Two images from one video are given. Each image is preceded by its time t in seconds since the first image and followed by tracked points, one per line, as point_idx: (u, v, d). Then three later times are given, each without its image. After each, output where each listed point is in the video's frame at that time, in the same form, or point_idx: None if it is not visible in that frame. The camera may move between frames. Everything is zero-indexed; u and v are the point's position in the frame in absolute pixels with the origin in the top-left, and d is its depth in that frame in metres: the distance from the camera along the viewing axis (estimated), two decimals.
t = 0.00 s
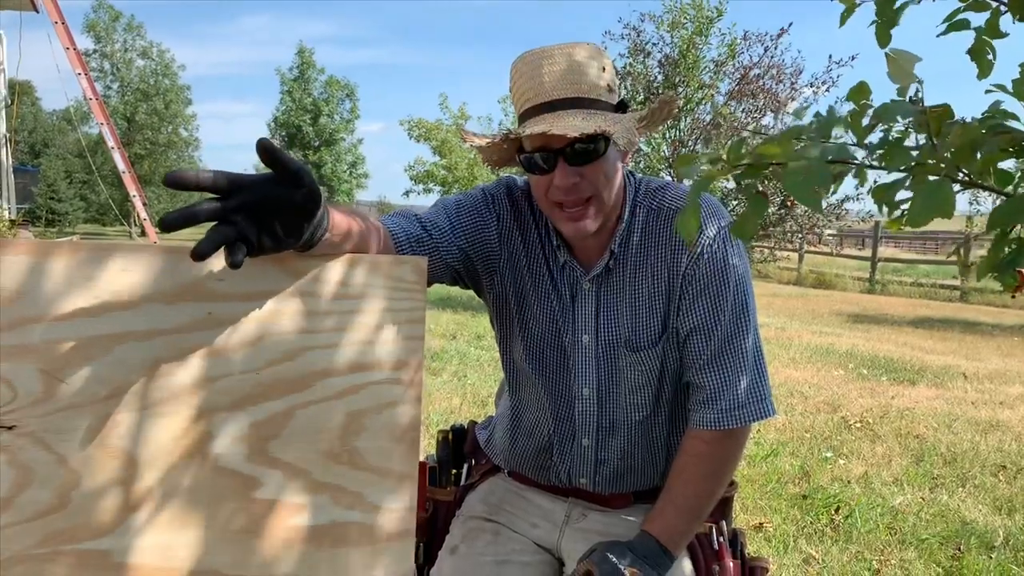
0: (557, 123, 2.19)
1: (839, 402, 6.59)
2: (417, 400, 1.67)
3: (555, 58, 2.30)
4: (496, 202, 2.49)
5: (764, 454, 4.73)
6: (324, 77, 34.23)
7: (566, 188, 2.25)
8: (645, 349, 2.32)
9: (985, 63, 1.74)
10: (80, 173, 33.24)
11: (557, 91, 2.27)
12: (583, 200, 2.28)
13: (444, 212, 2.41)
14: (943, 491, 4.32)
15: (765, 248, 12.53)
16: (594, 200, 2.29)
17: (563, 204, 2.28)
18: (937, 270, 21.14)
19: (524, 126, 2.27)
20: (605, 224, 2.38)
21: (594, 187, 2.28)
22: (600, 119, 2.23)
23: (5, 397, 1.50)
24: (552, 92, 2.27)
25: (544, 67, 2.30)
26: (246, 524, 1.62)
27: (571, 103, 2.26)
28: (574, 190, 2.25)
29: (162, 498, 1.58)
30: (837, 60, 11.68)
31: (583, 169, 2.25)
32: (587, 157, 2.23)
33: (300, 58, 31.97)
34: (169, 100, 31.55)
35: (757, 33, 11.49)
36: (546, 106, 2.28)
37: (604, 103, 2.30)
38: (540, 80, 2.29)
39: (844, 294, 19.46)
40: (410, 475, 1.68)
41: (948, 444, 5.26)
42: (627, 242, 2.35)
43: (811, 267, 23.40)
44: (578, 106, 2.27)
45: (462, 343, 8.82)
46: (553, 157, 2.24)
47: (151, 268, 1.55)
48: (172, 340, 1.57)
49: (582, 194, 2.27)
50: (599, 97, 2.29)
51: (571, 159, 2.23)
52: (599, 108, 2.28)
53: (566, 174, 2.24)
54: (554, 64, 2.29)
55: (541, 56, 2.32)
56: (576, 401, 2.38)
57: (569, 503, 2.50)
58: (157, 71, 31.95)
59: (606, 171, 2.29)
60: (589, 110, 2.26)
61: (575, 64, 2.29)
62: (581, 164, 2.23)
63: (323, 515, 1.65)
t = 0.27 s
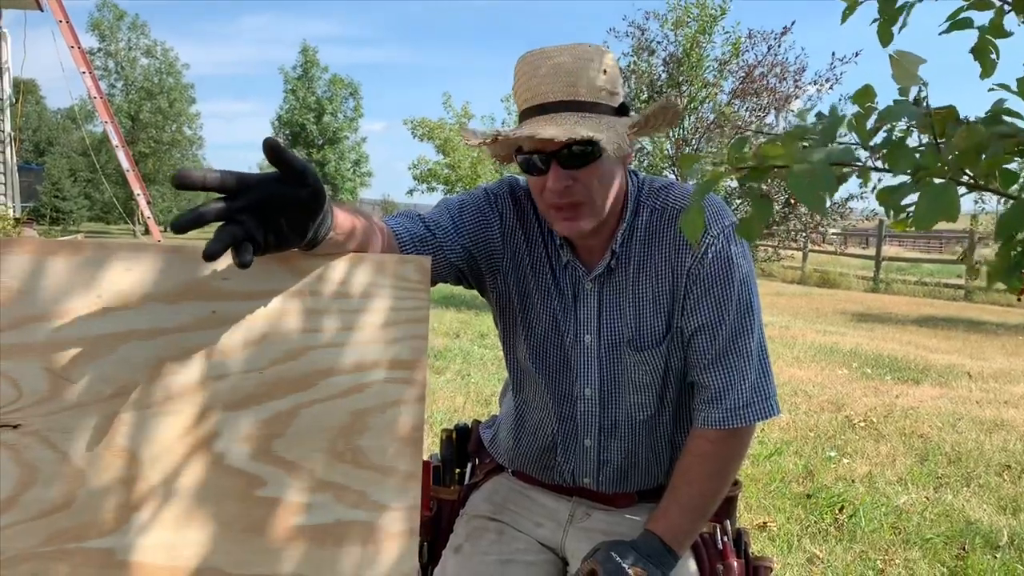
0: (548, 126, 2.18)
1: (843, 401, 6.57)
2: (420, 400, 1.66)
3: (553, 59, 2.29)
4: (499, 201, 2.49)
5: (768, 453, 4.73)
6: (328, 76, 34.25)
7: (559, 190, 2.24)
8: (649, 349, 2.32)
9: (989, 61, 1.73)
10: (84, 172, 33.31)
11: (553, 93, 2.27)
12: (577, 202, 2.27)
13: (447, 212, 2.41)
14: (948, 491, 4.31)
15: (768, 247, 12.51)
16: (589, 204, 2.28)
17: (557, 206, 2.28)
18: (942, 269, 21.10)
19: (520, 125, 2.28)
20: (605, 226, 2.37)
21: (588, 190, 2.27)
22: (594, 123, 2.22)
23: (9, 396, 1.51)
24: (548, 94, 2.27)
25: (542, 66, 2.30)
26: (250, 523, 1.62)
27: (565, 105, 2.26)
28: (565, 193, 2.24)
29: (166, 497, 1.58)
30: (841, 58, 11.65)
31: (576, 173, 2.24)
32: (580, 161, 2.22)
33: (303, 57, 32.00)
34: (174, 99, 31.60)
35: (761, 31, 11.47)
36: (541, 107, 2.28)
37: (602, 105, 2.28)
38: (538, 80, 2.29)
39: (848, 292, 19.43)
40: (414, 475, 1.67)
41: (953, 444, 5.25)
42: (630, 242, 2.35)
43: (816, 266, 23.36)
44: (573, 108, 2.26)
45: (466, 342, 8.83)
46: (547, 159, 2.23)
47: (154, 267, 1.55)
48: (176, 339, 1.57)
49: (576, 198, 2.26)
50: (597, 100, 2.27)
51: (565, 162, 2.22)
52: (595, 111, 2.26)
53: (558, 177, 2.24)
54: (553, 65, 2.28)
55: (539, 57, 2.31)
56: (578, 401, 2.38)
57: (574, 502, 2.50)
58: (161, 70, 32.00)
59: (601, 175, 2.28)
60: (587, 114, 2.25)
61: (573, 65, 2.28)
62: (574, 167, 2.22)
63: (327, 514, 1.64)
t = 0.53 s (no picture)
0: (532, 135, 2.16)
1: (848, 400, 6.57)
2: (427, 398, 1.66)
3: (550, 63, 2.26)
4: (504, 198, 2.49)
5: (772, 453, 4.72)
6: (332, 74, 34.26)
7: (545, 195, 2.24)
8: (647, 354, 2.32)
9: (998, 60, 1.73)
10: (89, 170, 33.35)
11: (546, 98, 2.24)
12: (564, 208, 2.26)
13: (453, 208, 2.41)
14: (953, 491, 4.31)
15: (773, 246, 12.49)
16: (575, 210, 2.27)
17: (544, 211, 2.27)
18: (946, 268, 21.07)
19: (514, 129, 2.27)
20: (596, 234, 2.37)
21: (573, 199, 2.26)
22: (580, 132, 2.19)
23: (15, 393, 1.50)
24: (541, 98, 2.25)
25: (540, 69, 2.28)
26: (256, 521, 1.62)
27: (557, 111, 2.23)
28: (547, 199, 2.24)
29: (171, 495, 1.58)
30: (845, 57, 11.63)
31: (561, 181, 2.22)
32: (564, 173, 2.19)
33: (307, 56, 32.01)
34: (178, 97, 31.63)
35: (765, 30, 11.45)
36: (534, 111, 2.27)
37: (597, 112, 2.24)
38: (535, 84, 2.27)
39: (852, 292, 19.41)
40: (419, 473, 1.67)
41: (957, 444, 5.24)
42: (633, 249, 2.34)
43: (820, 265, 23.32)
44: (565, 115, 2.24)
45: (469, 341, 8.83)
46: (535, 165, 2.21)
47: (161, 265, 1.55)
48: (182, 337, 1.57)
49: (560, 205, 2.25)
50: (591, 107, 2.23)
51: (549, 172, 2.19)
52: (585, 119, 2.23)
53: (542, 182, 2.22)
54: (550, 69, 2.26)
55: (538, 60, 2.29)
56: (574, 403, 2.37)
57: (579, 500, 2.50)
58: (166, 68, 32.02)
59: (588, 183, 2.26)
60: (580, 123, 2.22)
61: (569, 70, 2.25)
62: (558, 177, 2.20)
63: (333, 512, 1.65)
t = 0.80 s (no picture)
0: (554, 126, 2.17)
1: (852, 400, 6.55)
2: (432, 395, 1.66)
3: (562, 56, 2.26)
4: (508, 197, 2.49)
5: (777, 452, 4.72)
6: (336, 72, 34.27)
7: (566, 189, 2.24)
8: (657, 353, 2.32)
9: (1005, 58, 1.73)
10: (93, 167, 33.38)
11: (559, 91, 2.25)
12: (583, 201, 2.27)
13: (456, 206, 2.41)
14: (958, 491, 4.30)
15: (777, 245, 12.47)
16: (595, 203, 2.28)
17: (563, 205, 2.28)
18: (951, 268, 21.03)
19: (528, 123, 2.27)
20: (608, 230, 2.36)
21: (591, 191, 2.26)
22: (597, 124, 2.20)
23: (21, 389, 1.50)
24: (554, 91, 2.25)
25: (551, 62, 2.27)
26: (262, 518, 1.62)
27: (573, 104, 2.24)
28: (566, 193, 2.24)
29: (177, 492, 1.59)
30: (850, 56, 11.59)
31: (580, 173, 2.23)
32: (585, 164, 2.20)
33: (312, 54, 32.02)
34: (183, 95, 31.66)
35: (770, 28, 11.44)
36: (547, 105, 2.27)
37: (610, 104, 2.26)
38: (546, 78, 2.27)
39: (856, 291, 19.37)
40: (424, 470, 1.67)
41: (962, 444, 5.23)
42: (640, 249, 2.36)
43: (824, 264, 23.28)
44: (579, 107, 2.24)
45: (473, 339, 8.82)
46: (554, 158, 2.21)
47: (167, 262, 1.55)
48: (188, 334, 1.57)
49: (578, 198, 2.26)
50: (604, 99, 2.25)
51: (570, 164, 2.20)
52: (601, 110, 2.24)
53: (561, 176, 2.23)
54: (561, 63, 2.26)
55: (550, 52, 2.29)
56: (582, 402, 2.37)
57: (585, 498, 2.49)
58: (170, 65, 32.05)
59: (606, 175, 2.27)
60: (597, 114, 2.23)
61: (582, 62, 2.25)
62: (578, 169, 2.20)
63: (338, 509, 1.65)
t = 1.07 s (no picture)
0: (561, 111, 2.18)
1: (856, 398, 6.55)
2: (435, 392, 1.68)
3: (564, 48, 2.26)
4: (514, 194, 2.50)
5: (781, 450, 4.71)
6: (340, 70, 34.28)
7: (574, 173, 2.26)
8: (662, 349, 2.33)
9: (1009, 55, 1.72)
10: (97, 166, 33.43)
11: (564, 80, 2.22)
12: (592, 186, 2.28)
13: (462, 203, 2.42)
14: (962, 489, 4.29)
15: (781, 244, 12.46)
16: (603, 188, 2.29)
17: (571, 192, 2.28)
18: (956, 267, 20.99)
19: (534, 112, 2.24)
20: (613, 219, 2.37)
21: (601, 175, 2.27)
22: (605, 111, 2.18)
23: (26, 387, 1.50)
24: (559, 81, 2.23)
25: (555, 54, 2.26)
26: (267, 515, 1.63)
27: (578, 91, 2.22)
28: (575, 179, 2.26)
29: (183, 489, 1.59)
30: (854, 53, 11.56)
31: (587, 158, 2.25)
32: (592, 147, 2.22)
33: (315, 52, 32.03)
34: (187, 93, 31.68)
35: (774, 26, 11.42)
36: (552, 94, 2.24)
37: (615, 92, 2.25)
38: (549, 68, 2.26)
39: (860, 290, 19.35)
40: (428, 467, 1.68)
41: (967, 442, 5.22)
42: (647, 247, 2.36)
43: (828, 263, 23.25)
44: (584, 95, 2.23)
45: (477, 337, 8.82)
46: (560, 147, 2.24)
47: (172, 261, 1.55)
48: (194, 332, 1.57)
49: (588, 182, 2.27)
50: (610, 89, 2.24)
51: (577, 150, 2.23)
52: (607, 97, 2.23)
53: (569, 163, 2.25)
54: (565, 53, 2.25)
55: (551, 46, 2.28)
56: (587, 398, 2.36)
57: (590, 496, 2.49)
58: (174, 64, 32.07)
59: (614, 161, 2.28)
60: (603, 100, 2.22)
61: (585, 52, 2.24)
62: (585, 153, 2.23)
63: (343, 506, 1.65)
